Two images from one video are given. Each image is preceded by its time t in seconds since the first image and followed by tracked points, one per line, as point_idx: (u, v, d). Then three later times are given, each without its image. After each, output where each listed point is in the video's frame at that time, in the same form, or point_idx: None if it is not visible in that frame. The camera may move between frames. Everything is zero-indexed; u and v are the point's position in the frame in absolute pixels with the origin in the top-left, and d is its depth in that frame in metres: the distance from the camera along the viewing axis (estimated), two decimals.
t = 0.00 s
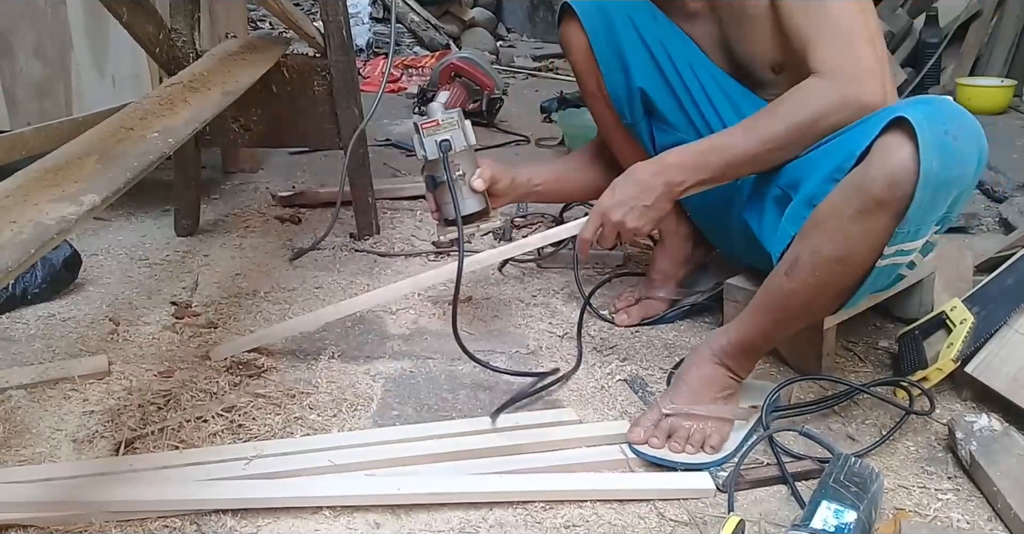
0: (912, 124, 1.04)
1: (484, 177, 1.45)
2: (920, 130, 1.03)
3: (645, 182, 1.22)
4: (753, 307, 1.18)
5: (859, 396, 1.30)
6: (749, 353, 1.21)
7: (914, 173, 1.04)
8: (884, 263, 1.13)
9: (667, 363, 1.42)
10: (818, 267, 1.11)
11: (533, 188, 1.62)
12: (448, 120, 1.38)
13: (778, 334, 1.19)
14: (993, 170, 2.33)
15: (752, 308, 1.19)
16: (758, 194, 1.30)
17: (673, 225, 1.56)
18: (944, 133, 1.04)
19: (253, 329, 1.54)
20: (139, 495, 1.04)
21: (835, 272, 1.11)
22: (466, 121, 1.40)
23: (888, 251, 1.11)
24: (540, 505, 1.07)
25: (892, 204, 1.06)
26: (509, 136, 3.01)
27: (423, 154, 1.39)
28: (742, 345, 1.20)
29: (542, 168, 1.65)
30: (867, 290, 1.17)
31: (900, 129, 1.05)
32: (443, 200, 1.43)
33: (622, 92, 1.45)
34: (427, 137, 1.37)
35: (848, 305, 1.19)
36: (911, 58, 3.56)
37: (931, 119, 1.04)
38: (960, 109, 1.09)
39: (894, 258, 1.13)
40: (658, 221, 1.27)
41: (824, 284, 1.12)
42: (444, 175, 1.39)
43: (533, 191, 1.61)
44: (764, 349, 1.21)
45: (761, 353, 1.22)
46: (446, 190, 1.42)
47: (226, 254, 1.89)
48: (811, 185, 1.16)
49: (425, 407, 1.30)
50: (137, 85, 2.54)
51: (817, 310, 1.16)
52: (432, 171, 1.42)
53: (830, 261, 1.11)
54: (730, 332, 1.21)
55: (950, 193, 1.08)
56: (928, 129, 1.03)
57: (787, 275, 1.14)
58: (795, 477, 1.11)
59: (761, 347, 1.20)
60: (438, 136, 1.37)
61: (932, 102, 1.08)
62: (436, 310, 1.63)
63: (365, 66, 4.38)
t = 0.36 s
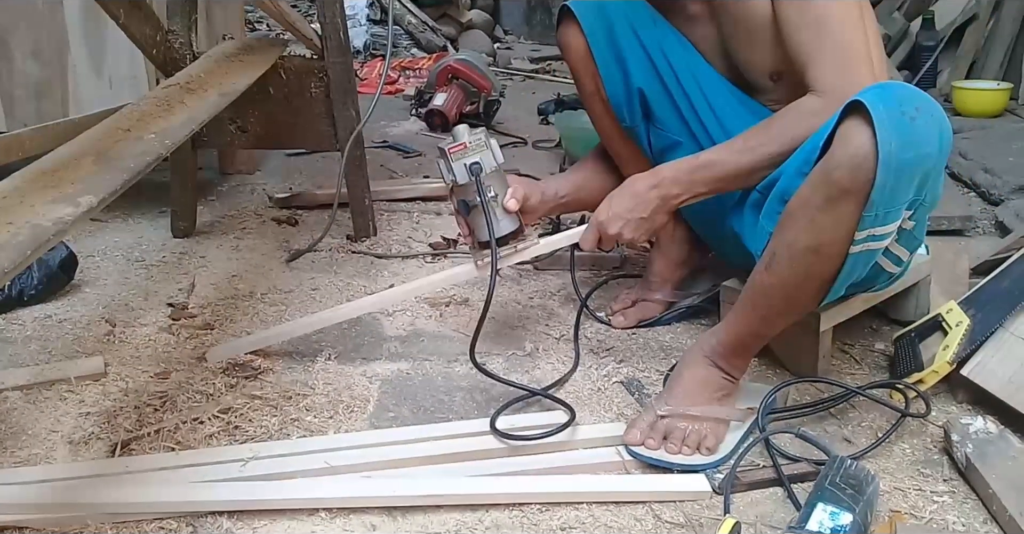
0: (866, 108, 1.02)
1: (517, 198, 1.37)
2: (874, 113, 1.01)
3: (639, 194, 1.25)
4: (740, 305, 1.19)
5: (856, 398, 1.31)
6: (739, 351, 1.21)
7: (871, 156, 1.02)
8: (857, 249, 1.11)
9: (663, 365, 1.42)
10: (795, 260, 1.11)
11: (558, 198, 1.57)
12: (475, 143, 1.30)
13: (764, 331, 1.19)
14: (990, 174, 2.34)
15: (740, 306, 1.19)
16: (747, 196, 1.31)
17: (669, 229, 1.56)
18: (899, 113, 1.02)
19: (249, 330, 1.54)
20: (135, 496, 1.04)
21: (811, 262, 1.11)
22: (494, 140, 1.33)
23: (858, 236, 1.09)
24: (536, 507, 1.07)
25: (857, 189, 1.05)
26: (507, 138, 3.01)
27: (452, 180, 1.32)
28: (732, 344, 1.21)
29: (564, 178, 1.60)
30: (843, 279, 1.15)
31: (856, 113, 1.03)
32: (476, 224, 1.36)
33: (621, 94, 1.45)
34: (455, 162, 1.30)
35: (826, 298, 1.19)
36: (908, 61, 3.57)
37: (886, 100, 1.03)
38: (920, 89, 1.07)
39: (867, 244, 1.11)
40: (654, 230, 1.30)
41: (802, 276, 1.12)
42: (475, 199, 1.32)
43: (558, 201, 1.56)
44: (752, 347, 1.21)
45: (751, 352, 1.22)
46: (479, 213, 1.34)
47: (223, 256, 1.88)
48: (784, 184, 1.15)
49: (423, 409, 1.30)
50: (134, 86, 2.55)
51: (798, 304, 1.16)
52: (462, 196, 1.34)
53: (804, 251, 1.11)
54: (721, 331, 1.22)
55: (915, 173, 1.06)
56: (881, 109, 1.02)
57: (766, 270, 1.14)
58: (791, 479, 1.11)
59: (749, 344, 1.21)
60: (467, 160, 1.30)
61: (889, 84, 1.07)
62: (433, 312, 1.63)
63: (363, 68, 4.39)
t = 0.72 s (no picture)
0: (864, 115, 1.03)
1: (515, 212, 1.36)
2: (872, 119, 1.02)
3: (637, 205, 1.24)
4: (737, 308, 1.19)
5: (852, 401, 1.31)
6: (736, 355, 1.21)
7: (869, 162, 1.03)
8: (854, 255, 1.11)
9: (659, 368, 1.42)
10: (792, 265, 1.12)
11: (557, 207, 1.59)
12: (472, 155, 1.31)
13: (761, 335, 1.19)
14: (985, 176, 2.34)
15: (737, 310, 1.19)
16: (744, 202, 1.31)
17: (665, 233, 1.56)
18: (898, 120, 1.03)
19: (246, 333, 1.54)
20: (130, 500, 1.04)
21: (808, 268, 1.12)
22: (491, 153, 1.33)
23: (855, 242, 1.10)
24: (533, 510, 1.07)
25: (854, 196, 1.05)
26: (503, 141, 3.01)
27: (447, 193, 1.32)
28: (729, 348, 1.21)
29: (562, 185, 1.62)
30: (839, 285, 1.15)
31: (854, 120, 1.04)
32: (472, 237, 1.35)
33: (615, 106, 1.46)
34: (451, 175, 1.31)
35: (822, 303, 1.19)
36: (904, 64, 3.58)
37: (883, 107, 1.03)
38: (916, 97, 1.08)
39: (864, 250, 1.12)
40: (652, 242, 1.30)
41: (799, 281, 1.13)
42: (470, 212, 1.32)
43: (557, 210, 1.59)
44: (749, 351, 1.21)
45: (748, 356, 1.22)
46: (474, 227, 1.33)
47: (219, 258, 1.88)
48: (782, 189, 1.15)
49: (420, 412, 1.30)
50: (131, 89, 2.54)
51: (795, 308, 1.17)
52: (458, 209, 1.34)
53: (801, 257, 1.11)
54: (718, 335, 1.22)
55: (912, 181, 1.07)
56: (878, 115, 1.02)
57: (763, 275, 1.14)
58: (787, 482, 1.11)
59: (747, 348, 1.20)
60: (462, 173, 1.30)
61: (887, 91, 1.07)
62: (430, 315, 1.63)
63: (360, 70, 4.39)
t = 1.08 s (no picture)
0: (870, 121, 1.02)
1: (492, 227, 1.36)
2: (878, 127, 1.02)
3: (638, 212, 1.25)
4: (738, 311, 1.19)
5: (852, 403, 1.31)
6: (737, 358, 1.21)
7: (875, 169, 1.03)
8: (858, 261, 1.12)
9: (659, 369, 1.42)
10: (795, 270, 1.12)
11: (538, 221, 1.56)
12: (447, 171, 1.29)
13: (762, 338, 1.19)
14: (985, 178, 2.34)
15: (738, 313, 1.19)
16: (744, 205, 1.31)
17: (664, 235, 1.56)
18: (903, 127, 1.03)
19: (245, 335, 1.54)
20: (130, 501, 1.04)
21: (811, 273, 1.12)
22: (466, 166, 1.32)
23: (859, 248, 1.10)
24: (532, 512, 1.07)
25: (859, 202, 1.05)
26: (503, 143, 3.01)
27: (423, 207, 1.31)
28: (729, 350, 1.21)
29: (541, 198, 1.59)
30: (842, 290, 1.16)
31: (859, 126, 1.03)
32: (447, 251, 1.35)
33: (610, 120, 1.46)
34: (427, 190, 1.29)
35: (824, 307, 1.19)
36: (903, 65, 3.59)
37: (889, 114, 1.03)
38: (921, 103, 1.08)
39: (867, 256, 1.12)
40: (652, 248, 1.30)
41: (802, 286, 1.13)
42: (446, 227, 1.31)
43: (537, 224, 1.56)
44: (750, 354, 1.21)
45: (749, 359, 1.22)
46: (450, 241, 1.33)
47: (219, 260, 1.88)
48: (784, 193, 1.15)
49: (419, 414, 1.30)
50: (130, 89, 2.59)
51: (797, 312, 1.17)
52: (433, 222, 1.33)
53: (805, 262, 1.11)
54: (719, 337, 1.22)
55: (917, 187, 1.07)
56: (884, 122, 1.02)
57: (765, 279, 1.14)
58: (786, 483, 1.11)
59: (748, 351, 1.20)
60: (438, 189, 1.29)
61: (892, 97, 1.07)
62: (429, 317, 1.63)
63: (359, 72, 4.39)
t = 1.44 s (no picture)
0: (874, 126, 1.03)
1: (445, 247, 1.36)
2: (882, 132, 1.02)
3: (638, 217, 1.25)
4: (739, 313, 1.19)
5: (852, 404, 1.31)
6: (737, 360, 1.21)
7: (879, 174, 1.03)
8: (860, 265, 1.12)
9: (658, 370, 1.42)
10: (796, 273, 1.12)
11: (498, 237, 1.53)
12: (400, 192, 1.28)
13: (762, 339, 1.19)
14: (984, 179, 2.35)
15: (739, 315, 1.19)
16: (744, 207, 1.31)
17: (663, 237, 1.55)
18: (907, 132, 1.03)
19: (245, 336, 1.54)
20: (129, 502, 1.04)
21: (812, 276, 1.12)
22: (419, 188, 1.31)
23: (862, 253, 1.10)
24: (531, 513, 1.07)
25: (862, 206, 1.05)
26: (502, 144, 3.01)
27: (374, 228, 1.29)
28: (729, 352, 1.21)
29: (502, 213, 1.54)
30: (844, 294, 1.16)
31: (863, 131, 1.04)
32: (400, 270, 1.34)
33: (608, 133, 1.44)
34: (379, 211, 1.28)
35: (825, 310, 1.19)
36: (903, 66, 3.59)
37: (892, 119, 1.03)
38: (925, 108, 1.08)
39: (870, 260, 1.12)
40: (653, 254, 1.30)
41: (804, 289, 1.13)
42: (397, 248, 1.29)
43: (496, 241, 1.52)
44: (750, 356, 1.21)
45: (749, 361, 1.22)
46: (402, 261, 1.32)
47: (218, 261, 1.88)
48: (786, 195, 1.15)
49: (418, 415, 1.30)
50: (129, 91, 2.60)
51: (799, 315, 1.17)
52: (386, 243, 1.31)
53: (807, 266, 1.11)
54: (719, 338, 1.22)
55: (920, 193, 1.07)
56: (888, 127, 1.02)
57: (767, 282, 1.14)
58: (785, 484, 1.11)
59: (748, 352, 1.21)
60: (391, 209, 1.27)
61: (896, 102, 1.07)
62: (428, 318, 1.63)
63: (359, 73, 4.39)
